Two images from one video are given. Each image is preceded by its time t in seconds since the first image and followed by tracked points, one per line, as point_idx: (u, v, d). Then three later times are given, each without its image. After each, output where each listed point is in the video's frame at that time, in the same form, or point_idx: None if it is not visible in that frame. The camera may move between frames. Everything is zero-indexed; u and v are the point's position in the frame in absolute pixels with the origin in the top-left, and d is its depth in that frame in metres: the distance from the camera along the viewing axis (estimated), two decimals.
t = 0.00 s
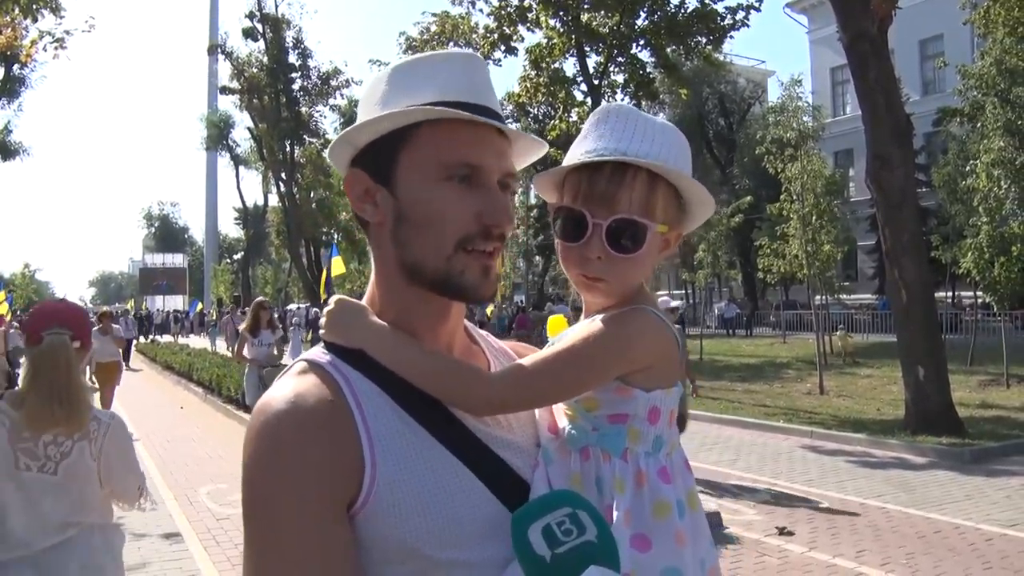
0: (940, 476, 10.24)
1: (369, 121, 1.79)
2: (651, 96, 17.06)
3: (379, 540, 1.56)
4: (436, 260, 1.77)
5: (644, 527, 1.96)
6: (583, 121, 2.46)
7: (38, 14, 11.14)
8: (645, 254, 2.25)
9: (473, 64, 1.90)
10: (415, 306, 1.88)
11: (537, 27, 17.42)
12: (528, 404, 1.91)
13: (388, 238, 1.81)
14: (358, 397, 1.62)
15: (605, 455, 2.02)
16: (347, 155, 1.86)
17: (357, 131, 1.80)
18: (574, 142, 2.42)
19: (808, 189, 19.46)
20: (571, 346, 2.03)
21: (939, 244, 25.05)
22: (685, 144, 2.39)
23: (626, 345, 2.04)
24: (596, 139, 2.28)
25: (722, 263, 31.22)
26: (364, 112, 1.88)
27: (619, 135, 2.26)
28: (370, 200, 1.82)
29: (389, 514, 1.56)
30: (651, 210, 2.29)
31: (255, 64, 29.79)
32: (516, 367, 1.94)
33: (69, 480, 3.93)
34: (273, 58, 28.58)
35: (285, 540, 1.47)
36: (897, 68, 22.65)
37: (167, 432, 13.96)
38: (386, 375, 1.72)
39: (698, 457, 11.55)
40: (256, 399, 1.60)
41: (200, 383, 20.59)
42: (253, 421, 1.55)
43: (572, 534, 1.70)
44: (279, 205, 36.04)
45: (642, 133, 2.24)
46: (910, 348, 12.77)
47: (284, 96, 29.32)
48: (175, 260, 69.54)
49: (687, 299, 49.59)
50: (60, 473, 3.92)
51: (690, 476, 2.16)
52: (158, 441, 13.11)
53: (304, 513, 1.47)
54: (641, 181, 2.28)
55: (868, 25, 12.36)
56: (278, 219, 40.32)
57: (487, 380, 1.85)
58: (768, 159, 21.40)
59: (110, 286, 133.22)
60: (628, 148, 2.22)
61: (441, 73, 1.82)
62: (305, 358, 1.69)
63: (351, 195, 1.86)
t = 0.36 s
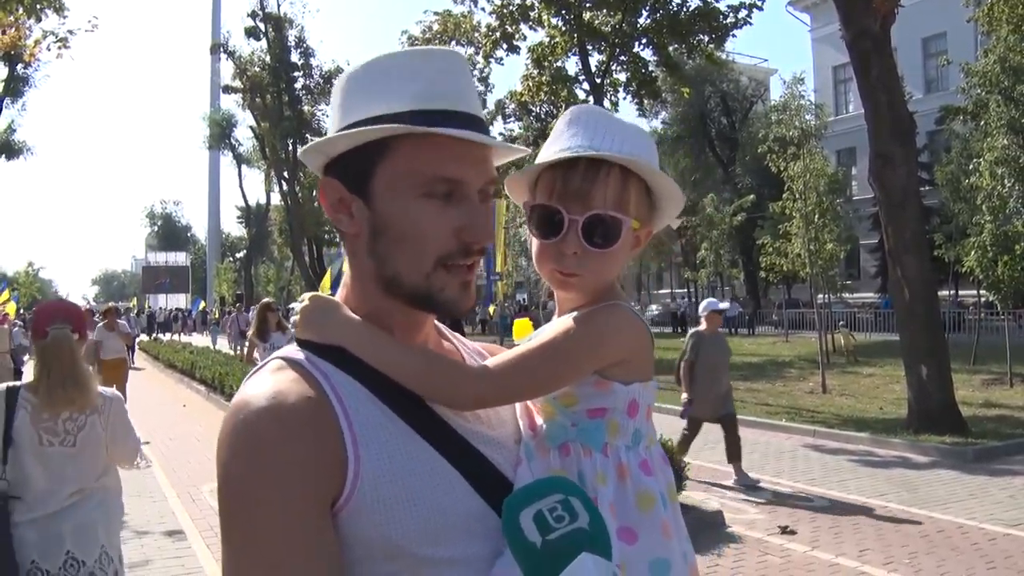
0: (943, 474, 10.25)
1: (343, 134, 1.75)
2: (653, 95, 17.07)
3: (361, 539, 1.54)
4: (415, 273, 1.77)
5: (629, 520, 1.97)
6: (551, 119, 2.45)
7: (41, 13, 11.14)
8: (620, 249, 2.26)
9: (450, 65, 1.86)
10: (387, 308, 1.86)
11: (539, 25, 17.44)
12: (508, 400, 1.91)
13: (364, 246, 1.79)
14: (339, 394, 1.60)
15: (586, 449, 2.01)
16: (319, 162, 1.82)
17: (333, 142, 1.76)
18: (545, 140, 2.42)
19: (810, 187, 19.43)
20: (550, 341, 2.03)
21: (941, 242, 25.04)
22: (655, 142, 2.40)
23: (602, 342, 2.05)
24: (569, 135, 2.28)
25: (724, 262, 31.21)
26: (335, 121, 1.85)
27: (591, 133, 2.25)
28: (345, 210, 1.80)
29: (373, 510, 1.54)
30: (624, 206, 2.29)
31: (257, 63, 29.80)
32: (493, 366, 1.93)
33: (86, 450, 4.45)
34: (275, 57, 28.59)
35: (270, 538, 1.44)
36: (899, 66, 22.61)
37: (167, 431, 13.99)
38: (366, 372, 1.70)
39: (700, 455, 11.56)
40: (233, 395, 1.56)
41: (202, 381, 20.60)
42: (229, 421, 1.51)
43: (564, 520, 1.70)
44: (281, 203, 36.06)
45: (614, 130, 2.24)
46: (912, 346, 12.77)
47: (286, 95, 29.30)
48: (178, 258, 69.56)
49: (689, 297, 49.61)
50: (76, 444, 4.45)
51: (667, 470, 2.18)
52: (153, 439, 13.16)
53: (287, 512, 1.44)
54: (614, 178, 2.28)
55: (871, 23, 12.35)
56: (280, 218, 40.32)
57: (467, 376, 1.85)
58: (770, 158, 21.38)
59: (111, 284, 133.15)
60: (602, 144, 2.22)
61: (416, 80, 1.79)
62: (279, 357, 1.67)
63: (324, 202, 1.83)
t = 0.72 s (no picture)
0: (947, 474, 10.24)
1: (318, 136, 1.75)
2: (656, 94, 17.07)
3: (355, 546, 1.53)
4: (401, 273, 1.77)
5: (620, 520, 1.96)
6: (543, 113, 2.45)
7: (45, 13, 11.16)
8: (611, 245, 2.26)
9: (424, 56, 1.85)
10: (374, 307, 1.87)
11: (543, 25, 17.45)
12: (498, 400, 1.91)
13: (348, 247, 1.79)
14: (330, 396, 1.59)
15: (576, 450, 2.00)
16: (299, 162, 1.81)
17: (309, 145, 1.76)
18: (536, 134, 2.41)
19: (814, 186, 19.36)
20: (543, 337, 2.03)
21: (945, 242, 25.00)
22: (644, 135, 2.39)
23: (592, 340, 2.04)
24: (560, 129, 2.27)
25: (728, 261, 31.20)
26: (309, 124, 1.85)
27: (583, 126, 2.25)
28: (325, 211, 1.79)
29: (367, 513, 1.54)
30: (616, 201, 2.29)
31: (261, 62, 29.84)
32: (482, 367, 1.93)
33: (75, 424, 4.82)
34: (278, 57, 28.61)
35: (267, 542, 1.43)
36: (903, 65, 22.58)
37: (170, 430, 14.03)
38: (355, 372, 1.70)
39: (703, 455, 11.56)
40: (224, 397, 1.55)
41: (205, 380, 20.63)
42: (220, 425, 1.50)
43: (550, 519, 1.74)
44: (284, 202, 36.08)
45: (603, 123, 2.23)
46: (917, 345, 12.76)
47: (290, 94, 29.22)
48: (181, 257, 69.61)
49: (692, 297, 49.56)
50: (63, 419, 4.79)
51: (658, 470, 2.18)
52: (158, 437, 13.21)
53: (283, 515, 1.43)
54: (606, 173, 2.28)
55: (875, 22, 12.34)
56: (284, 217, 40.36)
57: (458, 377, 1.84)
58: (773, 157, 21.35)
59: (115, 283, 133.29)
60: (590, 137, 2.21)
61: (391, 75, 1.79)
62: (267, 357, 1.67)
63: (305, 204, 1.83)
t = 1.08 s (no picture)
0: (951, 474, 10.24)
1: (310, 138, 1.75)
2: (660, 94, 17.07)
3: (360, 550, 1.54)
4: (398, 274, 1.76)
5: (630, 524, 1.95)
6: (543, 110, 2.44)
7: (49, 12, 11.16)
8: (616, 242, 2.25)
9: (415, 52, 1.84)
10: (376, 310, 1.87)
11: (547, 24, 17.45)
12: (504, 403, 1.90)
13: (345, 252, 1.80)
14: (333, 400, 1.59)
15: (585, 453, 2.00)
16: (293, 169, 1.82)
17: (301, 147, 1.77)
18: (535, 133, 2.42)
19: (818, 187, 19.58)
20: (547, 341, 2.02)
21: (950, 242, 25.02)
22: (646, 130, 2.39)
23: (599, 342, 2.02)
24: (560, 125, 2.27)
25: (731, 261, 31.19)
26: (301, 129, 1.85)
27: (583, 122, 2.25)
28: (322, 214, 1.79)
29: (372, 518, 1.54)
30: (619, 197, 2.29)
31: (264, 62, 29.87)
32: (487, 371, 1.93)
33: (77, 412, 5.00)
34: (282, 56, 28.64)
35: (267, 546, 1.43)
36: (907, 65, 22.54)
37: (174, 429, 14.05)
38: (359, 375, 1.71)
39: (706, 455, 11.55)
40: (227, 403, 1.56)
41: (208, 380, 20.68)
42: (222, 430, 1.51)
43: (548, 523, 1.74)
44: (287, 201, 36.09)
45: (603, 120, 2.23)
46: (920, 345, 12.75)
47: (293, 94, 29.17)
48: (186, 256, 69.76)
49: (695, 297, 49.54)
50: (67, 411, 4.97)
51: (670, 473, 2.16)
52: (162, 437, 13.24)
53: (284, 516, 1.43)
54: (608, 168, 2.28)
55: (878, 21, 12.32)
56: (287, 216, 40.41)
57: (461, 381, 1.84)
58: (777, 157, 21.32)
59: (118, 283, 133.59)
60: (591, 133, 2.21)
61: (378, 72, 1.78)
62: (271, 360, 1.68)
63: (303, 207, 1.84)
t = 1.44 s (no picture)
0: (952, 475, 10.24)
1: (316, 155, 1.76)
2: (662, 94, 17.07)
3: (379, 548, 1.55)
4: (412, 278, 1.76)
5: (651, 526, 1.95)
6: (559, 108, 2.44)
7: (52, 11, 11.13)
8: (634, 240, 2.24)
9: (412, 62, 1.84)
10: (397, 318, 1.88)
11: (549, 24, 17.45)
12: (527, 404, 1.89)
13: (362, 261, 1.81)
14: (354, 404, 1.61)
15: (606, 455, 2.01)
16: (305, 184, 1.84)
17: (307, 166, 1.78)
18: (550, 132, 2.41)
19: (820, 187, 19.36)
20: (564, 343, 2.01)
21: (952, 243, 25.04)
22: (663, 124, 2.37)
23: (618, 341, 2.00)
24: (573, 128, 2.27)
25: (733, 262, 31.19)
26: (308, 145, 1.86)
27: (595, 122, 2.24)
28: (337, 228, 1.81)
29: (391, 518, 1.55)
30: (634, 193, 2.27)
31: (267, 61, 29.85)
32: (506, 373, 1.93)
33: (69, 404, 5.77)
34: (285, 56, 28.66)
35: (285, 547, 1.44)
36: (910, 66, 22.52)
37: (174, 428, 14.07)
38: (380, 381, 1.72)
39: (707, 455, 11.56)
40: (251, 407, 1.58)
41: (210, 378, 20.73)
42: (246, 436, 1.52)
43: (560, 521, 1.71)
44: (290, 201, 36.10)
45: (615, 118, 2.22)
46: (922, 346, 12.75)
47: (296, 93, 29.07)
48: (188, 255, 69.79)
49: (697, 298, 49.52)
50: (65, 403, 5.78)
51: (695, 473, 2.15)
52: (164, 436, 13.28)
53: (300, 519, 1.44)
54: (621, 165, 2.26)
55: (881, 22, 12.31)
56: (290, 216, 40.45)
57: (479, 382, 1.83)
58: (779, 157, 21.29)
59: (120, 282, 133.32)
60: (602, 133, 2.20)
61: (369, 86, 1.78)
62: (297, 365, 1.70)
63: (318, 222, 1.85)
